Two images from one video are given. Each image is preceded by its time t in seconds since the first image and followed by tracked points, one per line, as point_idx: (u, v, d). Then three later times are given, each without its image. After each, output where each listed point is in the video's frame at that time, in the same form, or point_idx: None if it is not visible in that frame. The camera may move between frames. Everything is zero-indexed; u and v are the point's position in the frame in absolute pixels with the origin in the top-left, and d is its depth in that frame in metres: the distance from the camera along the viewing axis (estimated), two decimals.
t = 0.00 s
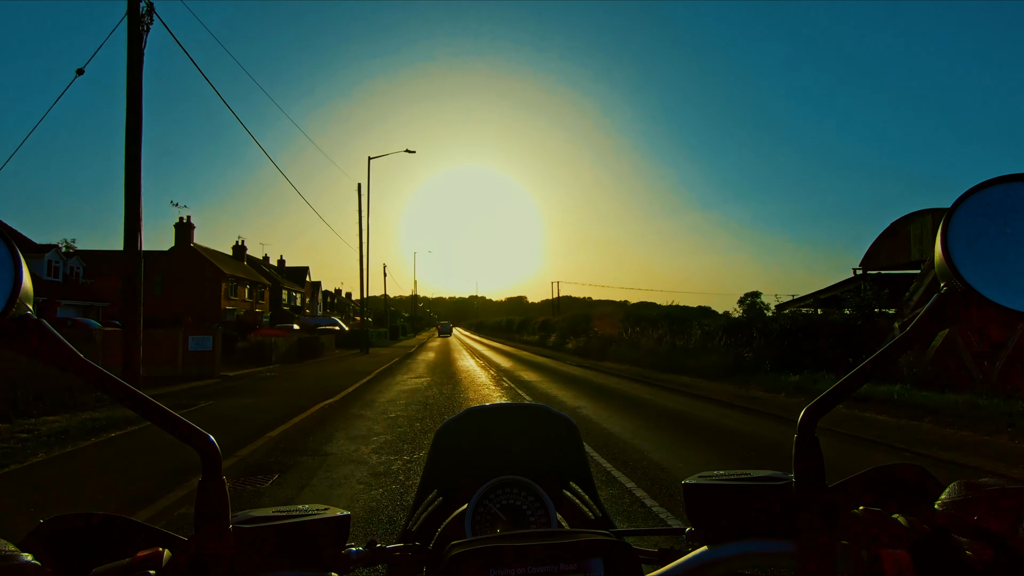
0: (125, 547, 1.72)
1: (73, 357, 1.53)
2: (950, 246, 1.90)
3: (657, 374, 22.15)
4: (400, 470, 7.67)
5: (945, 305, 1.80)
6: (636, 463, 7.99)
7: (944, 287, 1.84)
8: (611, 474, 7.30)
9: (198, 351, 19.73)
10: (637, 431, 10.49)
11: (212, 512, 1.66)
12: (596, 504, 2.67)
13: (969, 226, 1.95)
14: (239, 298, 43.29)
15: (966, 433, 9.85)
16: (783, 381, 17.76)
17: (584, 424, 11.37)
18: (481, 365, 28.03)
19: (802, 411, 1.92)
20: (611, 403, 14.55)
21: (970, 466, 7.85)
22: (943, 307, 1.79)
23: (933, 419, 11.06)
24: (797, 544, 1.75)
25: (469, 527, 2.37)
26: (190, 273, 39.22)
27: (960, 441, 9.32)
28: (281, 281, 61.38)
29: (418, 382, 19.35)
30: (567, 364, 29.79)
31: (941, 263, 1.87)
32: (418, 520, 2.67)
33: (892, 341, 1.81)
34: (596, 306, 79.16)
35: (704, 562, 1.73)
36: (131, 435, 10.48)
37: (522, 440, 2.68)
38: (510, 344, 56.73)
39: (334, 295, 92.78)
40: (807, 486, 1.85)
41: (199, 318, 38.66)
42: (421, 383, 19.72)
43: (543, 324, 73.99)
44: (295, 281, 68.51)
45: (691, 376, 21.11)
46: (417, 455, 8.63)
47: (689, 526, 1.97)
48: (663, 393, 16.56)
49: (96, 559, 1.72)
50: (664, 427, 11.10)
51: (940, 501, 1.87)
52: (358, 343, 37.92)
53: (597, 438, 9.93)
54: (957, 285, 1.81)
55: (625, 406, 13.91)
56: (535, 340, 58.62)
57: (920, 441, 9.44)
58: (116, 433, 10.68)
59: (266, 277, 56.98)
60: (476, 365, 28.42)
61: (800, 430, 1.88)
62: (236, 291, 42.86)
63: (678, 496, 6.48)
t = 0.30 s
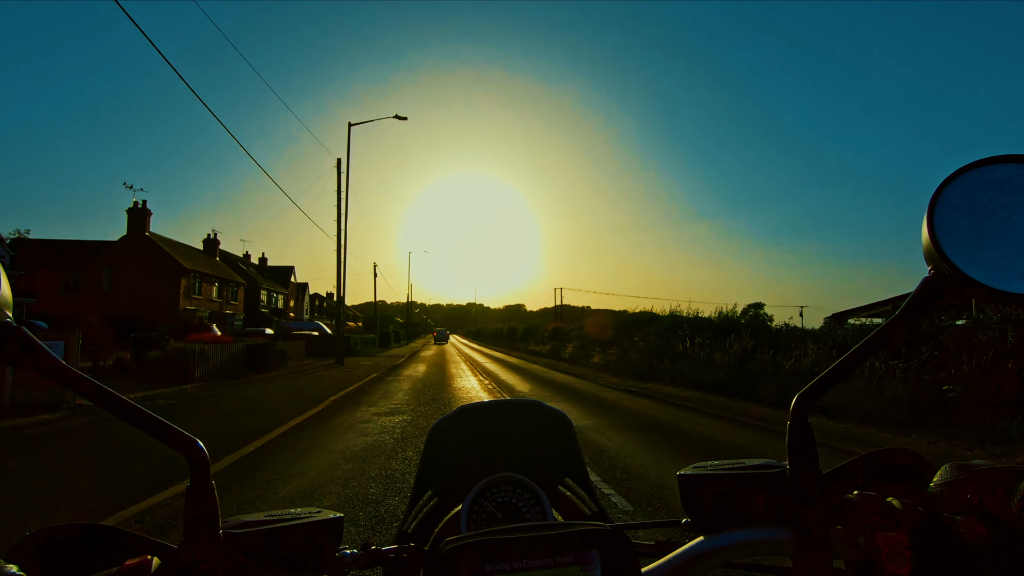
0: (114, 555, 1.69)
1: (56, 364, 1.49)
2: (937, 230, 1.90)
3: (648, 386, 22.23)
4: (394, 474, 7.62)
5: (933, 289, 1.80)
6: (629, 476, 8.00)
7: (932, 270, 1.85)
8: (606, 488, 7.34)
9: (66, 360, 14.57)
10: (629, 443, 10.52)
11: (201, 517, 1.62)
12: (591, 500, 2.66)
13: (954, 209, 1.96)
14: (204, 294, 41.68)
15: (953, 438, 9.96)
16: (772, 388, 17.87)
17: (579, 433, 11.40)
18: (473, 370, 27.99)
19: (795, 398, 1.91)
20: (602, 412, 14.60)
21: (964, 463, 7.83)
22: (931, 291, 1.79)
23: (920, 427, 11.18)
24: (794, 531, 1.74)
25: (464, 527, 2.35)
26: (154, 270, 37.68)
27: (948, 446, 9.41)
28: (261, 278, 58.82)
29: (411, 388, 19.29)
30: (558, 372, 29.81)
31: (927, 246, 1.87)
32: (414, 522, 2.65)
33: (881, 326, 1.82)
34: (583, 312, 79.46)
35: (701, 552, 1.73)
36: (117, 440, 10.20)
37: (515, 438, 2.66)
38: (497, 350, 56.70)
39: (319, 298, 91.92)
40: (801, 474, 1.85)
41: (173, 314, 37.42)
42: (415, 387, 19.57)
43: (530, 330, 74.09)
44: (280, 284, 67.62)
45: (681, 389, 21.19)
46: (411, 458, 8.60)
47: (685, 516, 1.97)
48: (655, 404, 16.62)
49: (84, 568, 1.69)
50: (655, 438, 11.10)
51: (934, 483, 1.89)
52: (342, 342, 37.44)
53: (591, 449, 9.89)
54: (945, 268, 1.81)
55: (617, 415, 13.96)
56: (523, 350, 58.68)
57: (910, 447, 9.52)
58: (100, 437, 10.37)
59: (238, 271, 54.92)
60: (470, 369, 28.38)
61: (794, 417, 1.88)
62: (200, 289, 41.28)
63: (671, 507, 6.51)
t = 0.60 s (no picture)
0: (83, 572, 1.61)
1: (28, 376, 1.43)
2: (926, 230, 1.89)
3: (638, 391, 22.34)
4: (384, 483, 7.61)
5: (922, 289, 1.78)
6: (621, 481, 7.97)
7: (922, 269, 1.84)
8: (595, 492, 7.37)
9: None
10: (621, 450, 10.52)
11: (177, 531, 1.56)
12: (584, 505, 2.61)
13: (943, 210, 1.95)
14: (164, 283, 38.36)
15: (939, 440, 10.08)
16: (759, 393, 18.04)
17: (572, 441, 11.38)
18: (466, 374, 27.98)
19: (789, 400, 1.89)
20: (596, 419, 14.56)
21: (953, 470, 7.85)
22: (921, 290, 1.78)
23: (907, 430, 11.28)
24: (790, 534, 1.72)
25: (453, 534, 2.29)
26: (102, 253, 34.06)
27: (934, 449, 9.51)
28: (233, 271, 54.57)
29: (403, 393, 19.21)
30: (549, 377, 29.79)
31: (917, 244, 1.87)
32: (402, 530, 2.58)
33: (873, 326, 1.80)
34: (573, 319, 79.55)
35: (695, 558, 1.70)
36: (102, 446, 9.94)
37: (506, 443, 2.61)
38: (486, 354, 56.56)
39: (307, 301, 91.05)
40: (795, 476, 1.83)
41: (134, 307, 34.76)
42: (406, 393, 19.36)
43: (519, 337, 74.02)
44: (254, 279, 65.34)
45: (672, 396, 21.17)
46: (401, 468, 8.57)
47: (678, 522, 1.93)
48: (647, 412, 16.61)
49: None
50: (647, 445, 11.09)
51: (932, 468, 1.75)
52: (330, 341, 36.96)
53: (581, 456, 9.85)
54: (936, 267, 1.79)
55: (608, 423, 13.98)
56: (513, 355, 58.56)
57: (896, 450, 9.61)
58: (88, 444, 10.08)
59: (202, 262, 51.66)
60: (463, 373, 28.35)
61: (788, 419, 1.86)
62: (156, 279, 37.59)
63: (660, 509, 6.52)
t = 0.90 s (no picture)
0: (75, 551, 1.64)
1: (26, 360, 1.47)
2: (906, 230, 1.94)
3: (636, 387, 22.35)
4: (370, 470, 7.62)
5: (900, 286, 1.83)
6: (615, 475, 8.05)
7: (901, 267, 1.89)
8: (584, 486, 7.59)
9: None
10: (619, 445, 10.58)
11: (171, 511, 1.60)
12: (568, 495, 2.67)
13: (922, 212, 2.01)
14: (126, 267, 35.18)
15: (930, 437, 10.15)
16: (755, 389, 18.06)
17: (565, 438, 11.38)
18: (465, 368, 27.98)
19: (769, 392, 1.94)
20: (595, 414, 14.56)
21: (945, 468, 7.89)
22: (898, 287, 1.83)
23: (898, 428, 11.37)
24: (766, 520, 1.78)
25: (441, 519, 2.35)
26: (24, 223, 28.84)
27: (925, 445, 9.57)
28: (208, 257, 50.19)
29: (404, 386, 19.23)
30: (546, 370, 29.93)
31: (896, 243, 1.92)
32: (391, 518, 2.62)
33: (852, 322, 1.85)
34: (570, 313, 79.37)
35: (677, 544, 1.76)
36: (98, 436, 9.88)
37: (498, 432, 2.67)
38: (483, 347, 56.45)
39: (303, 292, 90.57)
40: (774, 466, 1.88)
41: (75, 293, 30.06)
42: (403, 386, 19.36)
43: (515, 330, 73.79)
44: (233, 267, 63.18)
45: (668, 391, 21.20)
46: (389, 455, 8.59)
47: (661, 511, 1.98)
48: (645, 408, 16.60)
49: (46, 565, 1.64)
50: (643, 442, 11.15)
51: (901, 466, 1.91)
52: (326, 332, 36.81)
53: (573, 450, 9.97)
54: (913, 266, 1.85)
55: (607, 419, 13.98)
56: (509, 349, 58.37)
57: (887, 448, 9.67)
58: (84, 434, 10.00)
59: (168, 243, 48.74)
60: (463, 367, 28.40)
61: (767, 410, 1.91)
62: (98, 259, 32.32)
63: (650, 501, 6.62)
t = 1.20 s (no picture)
0: (48, 546, 1.59)
1: None
2: (911, 231, 1.89)
3: (639, 383, 22.43)
4: (362, 464, 7.67)
5: (904, 288, 1.78)
6: (611, 469, 8.13)
7: (905, 269, 1.84)
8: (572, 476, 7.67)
9: None
10: (621, 437, 10.60)
11: (147, 504, 1.55)
12: (561, 494, 2.62)
13: (926, 213, 1.96)
14: (94, 243, 32.62)
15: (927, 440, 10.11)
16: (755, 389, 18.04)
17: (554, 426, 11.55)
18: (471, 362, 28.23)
19: (767, 393, 1.89)
20: (598, 409, 14.48)
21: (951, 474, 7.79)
22: (901, 289, 1.78)
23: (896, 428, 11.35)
24: (761, 527, 1.73)
25: (428, 518, 2.29)
26: None
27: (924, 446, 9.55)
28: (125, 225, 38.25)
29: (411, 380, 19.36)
30: (545, 366, 29.91)
31: (901, 244, 1.87)
32: (379, 515, 2.56)
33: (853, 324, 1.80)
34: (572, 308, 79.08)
35: (668, 549, 1.71)
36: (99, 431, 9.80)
37: (492, 429, 2.62)
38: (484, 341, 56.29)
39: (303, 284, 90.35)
40: (769, 469, 1.83)
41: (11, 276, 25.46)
42: (402, 380, 19.31)
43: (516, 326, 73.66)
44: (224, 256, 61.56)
45: (668, 389, 21.13)
46: (382, 450, 8.61)
47: (653, 512, 1.93)
48: (647, 403, 16.50)
49: (19, 558, 1.59)
50: (646, 435, 11.11)
51: (898, 469, 1.88)
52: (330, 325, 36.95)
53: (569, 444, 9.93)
54: (918, 268, 1.80)
55: (610, 412, 14.02)
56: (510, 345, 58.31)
57: (886, 446, 9.62)
58: (85, 429, 9.93)
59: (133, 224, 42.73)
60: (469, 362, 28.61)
61: (765, 413, 1.86)
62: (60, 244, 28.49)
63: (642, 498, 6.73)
